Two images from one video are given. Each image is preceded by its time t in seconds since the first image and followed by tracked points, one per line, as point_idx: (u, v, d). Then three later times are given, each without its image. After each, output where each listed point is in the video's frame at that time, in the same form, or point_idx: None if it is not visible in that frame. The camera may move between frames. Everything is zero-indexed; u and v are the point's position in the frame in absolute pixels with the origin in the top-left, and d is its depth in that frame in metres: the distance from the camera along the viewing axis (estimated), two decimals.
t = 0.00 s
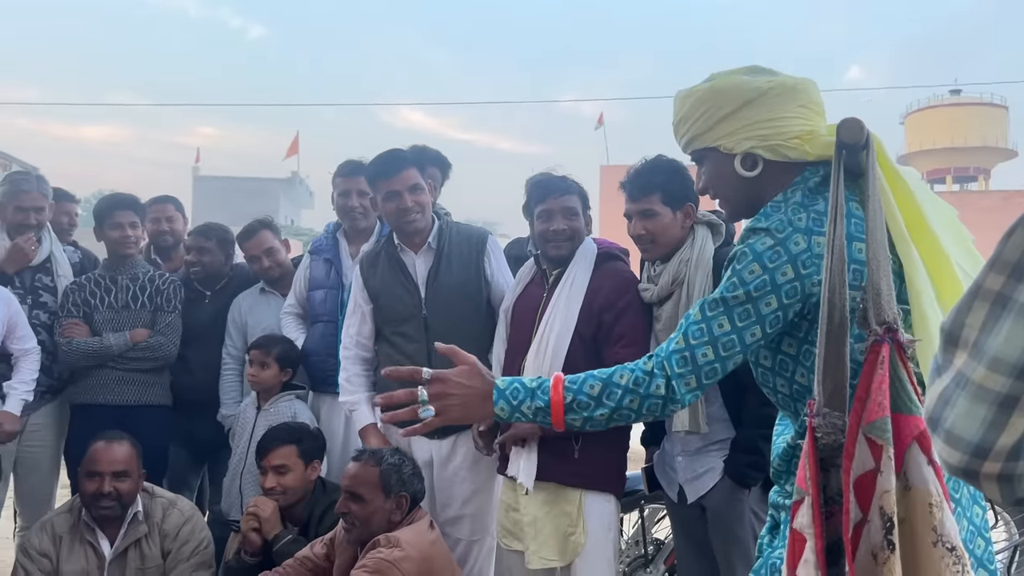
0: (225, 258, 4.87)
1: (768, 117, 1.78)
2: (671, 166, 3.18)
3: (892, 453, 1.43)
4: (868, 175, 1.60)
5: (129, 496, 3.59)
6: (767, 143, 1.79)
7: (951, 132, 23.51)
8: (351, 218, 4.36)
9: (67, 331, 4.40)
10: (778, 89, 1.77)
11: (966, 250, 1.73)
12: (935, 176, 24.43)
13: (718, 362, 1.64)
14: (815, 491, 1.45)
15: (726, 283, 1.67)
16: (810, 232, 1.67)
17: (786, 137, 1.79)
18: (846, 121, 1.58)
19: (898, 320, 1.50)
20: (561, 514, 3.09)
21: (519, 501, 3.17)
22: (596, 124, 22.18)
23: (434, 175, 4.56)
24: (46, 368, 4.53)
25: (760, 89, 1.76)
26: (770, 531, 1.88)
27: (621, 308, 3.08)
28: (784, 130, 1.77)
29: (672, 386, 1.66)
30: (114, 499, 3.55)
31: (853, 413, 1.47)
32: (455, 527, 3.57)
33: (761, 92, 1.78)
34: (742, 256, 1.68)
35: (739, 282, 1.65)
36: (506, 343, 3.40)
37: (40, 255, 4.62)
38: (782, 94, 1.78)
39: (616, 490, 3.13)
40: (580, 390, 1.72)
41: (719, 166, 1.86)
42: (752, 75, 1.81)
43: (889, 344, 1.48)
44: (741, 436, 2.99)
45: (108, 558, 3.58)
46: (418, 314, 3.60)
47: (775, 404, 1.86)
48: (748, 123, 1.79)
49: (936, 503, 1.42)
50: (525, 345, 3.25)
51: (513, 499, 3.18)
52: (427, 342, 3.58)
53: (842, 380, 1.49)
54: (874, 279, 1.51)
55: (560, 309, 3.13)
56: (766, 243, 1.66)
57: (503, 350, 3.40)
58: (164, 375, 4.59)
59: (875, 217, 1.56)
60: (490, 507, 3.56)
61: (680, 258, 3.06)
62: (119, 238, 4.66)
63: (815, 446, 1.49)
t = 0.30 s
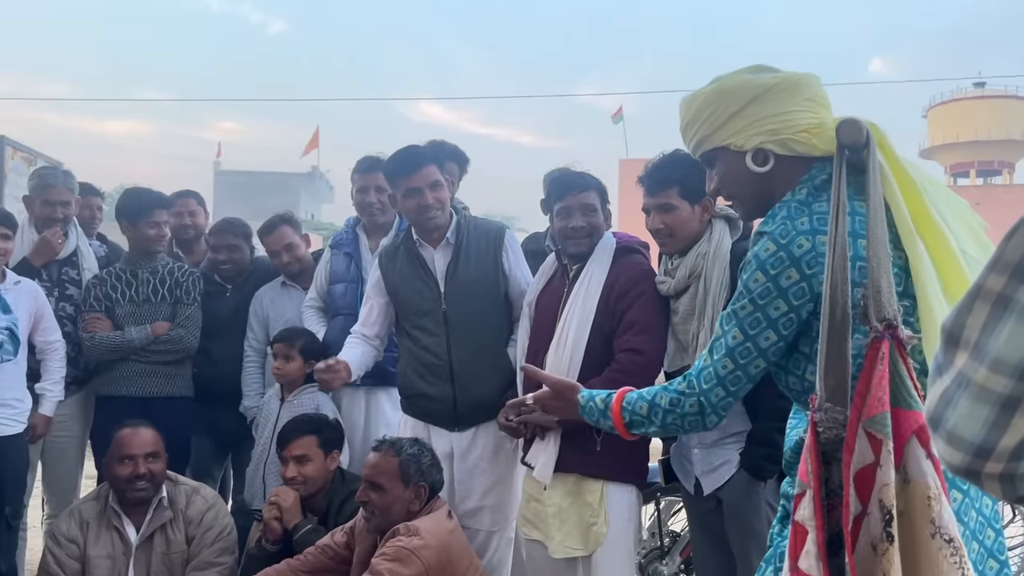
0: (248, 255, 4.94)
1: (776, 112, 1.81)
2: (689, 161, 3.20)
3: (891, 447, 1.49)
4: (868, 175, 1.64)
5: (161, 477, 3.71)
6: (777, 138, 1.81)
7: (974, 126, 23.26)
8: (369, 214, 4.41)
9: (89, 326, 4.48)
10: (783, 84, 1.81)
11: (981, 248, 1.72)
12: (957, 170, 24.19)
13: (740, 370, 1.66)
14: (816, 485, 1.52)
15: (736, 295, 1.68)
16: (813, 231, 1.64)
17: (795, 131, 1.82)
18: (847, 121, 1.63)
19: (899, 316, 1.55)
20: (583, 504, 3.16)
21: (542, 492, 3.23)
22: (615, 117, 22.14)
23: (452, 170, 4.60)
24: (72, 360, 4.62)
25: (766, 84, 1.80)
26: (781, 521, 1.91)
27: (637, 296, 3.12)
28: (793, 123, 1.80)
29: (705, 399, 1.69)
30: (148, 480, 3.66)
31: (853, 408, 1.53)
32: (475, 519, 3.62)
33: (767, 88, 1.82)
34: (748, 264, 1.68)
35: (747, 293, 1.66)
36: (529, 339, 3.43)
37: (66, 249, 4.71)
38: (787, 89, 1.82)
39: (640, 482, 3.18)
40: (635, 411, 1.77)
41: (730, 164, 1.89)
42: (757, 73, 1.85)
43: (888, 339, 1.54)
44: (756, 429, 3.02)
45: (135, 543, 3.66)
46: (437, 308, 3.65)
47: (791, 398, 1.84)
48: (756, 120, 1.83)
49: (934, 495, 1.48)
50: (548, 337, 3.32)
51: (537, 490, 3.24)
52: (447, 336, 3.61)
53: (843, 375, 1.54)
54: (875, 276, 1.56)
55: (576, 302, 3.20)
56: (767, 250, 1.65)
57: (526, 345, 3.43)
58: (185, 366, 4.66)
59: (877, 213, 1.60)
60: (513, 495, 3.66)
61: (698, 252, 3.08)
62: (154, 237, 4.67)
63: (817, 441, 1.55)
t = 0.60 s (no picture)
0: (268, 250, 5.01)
1: (795, 106, 1.84)
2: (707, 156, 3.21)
3: (891, 434, 1.43)
4: (871, 171, 1.59)
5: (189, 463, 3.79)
6: (798, 131, 1.84)
7: (994, 120, 23.09)
8: (388, 208, 4.45)
9: (110, 319, 4.53)
10: (801, 79, 1.85)
11: (993, 234, 1.75)
12: (975, 163, 24.03)
13: (765, 365, 1.67)
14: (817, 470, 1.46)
15: (755, 292, 1.68)
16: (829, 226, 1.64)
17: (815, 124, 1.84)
18: (846, 120, 1.58)
19: (899, 305, 1.50)
20: (604, 494, 3.29)
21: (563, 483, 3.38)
22: (630, 110, 22.10)
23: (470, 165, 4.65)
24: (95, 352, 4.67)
25: (786, 79, 1.83)
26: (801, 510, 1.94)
27: (657, 289, 3.18)
28: (813, 116, 1.83)
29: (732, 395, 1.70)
30: (177, 468, 3.74)
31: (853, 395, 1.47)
32: (495, 509, 3.65)
33: (786, 83, 1.85)
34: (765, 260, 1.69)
35: (766, 290, 1.66)
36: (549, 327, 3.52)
37: (90, 242, 4.79)
38: (805, 84, 1.85)
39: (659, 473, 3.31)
40: (663, 409, 1.79)
41: (750, 159, 1.91)
42: (775, 69, 1.89)
43: (889, 329, 1.48)
44: (773, 422, 3.00)
45: (159, 533, 3.72)
46: (457, 301, 3.70)
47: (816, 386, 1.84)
48: (777, 114, 1.85)
49: (933, 482, 1.42)
50: (568, 329, 3.39)
51: (559, 480, 3.39)
52: (468, 329, 3.66)
53: (844, 363, 1.49)
54: (876, 264, 1.52)
55: (598, 296, 3.27)
56: (783, 246, 1.65)
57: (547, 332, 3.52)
58: (205, 358, 4.71)
59: (880, 206, 1.56)
60: (531, 488, 3.71)
61: (716, 246, 3.08)
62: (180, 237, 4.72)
63: (817, 428, 1.49)
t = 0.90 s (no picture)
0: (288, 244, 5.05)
1: (813, 100, 1.88)
2: (722, 150, 3.24)
3: (894, 415, 1.42)
4: (882, 162, 1.60)
5: (201, 460, 3.82)
6: (818, 125, 1.88)
7: (1009, 114, 22.96)
8: (406, 203, 4.52)
9: (131, 311, 4.58)
10: (818, 73, 1.89)
11: (1003, 221, 1.79)
12: (987, 156, 23.93)
13: (789, 353, 1.70)
14: (820, 448, 1.46)
15: (779, 281, 1.72)
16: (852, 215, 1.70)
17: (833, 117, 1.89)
18: (860, 112, 1.57)
19: (907, 292, 1.51)
20: (621, 482, 3.35)
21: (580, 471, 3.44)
22: (641, 102, 22.07)
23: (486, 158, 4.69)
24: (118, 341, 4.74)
25: (803, 74, 1.88)
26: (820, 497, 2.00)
27: (675, 281, 3.23)
28: (830, 110, 1.87)
29: (755, 384, 1.71)
30: (187, 464, 3.79)
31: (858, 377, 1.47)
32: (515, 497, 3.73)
33: (803, 78, 1.89)
34: (787, 248, 1.73)
35: (794, 279, 1.69)
36: (567, 314, 3.61)
37: (112, 233, 4.86)
38: (821, 79, 1.90)
39: (674, 461, 3.38)
40: (673, 403, 1.82)
41: (770, 152, 1.95)
42: (792, 64, 1.93)
43: (896, 315, 1.49)
44: (789, 412, 3.03)
45: (182, 521, 3.79)
46: (476, 294, 3.76)
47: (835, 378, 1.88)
48: (795, 109, 1.89)
49: (932, 461, 1.42)
50: (586, 321, 3.45)
51: (575, 468, 3.45)
52: (487, 322, 3.72)
53: (851, 346, 1.49)
54: (885, 249, 1.52)
55: (617, 288, 3.33)
56: (806, 233, 1.70)
57: (564, 324, 3.61)
58: (224, 350, 4.76)
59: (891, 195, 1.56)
60: (549, 475, 3.77)
61: (732, 238, 3.12)
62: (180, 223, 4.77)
63: (822, 410, 1.49)
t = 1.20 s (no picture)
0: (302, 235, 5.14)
1: (823, 100, 1.93)
2: (736, 142, 3.29)
3: (898, 396, 1.49)
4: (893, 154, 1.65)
5: (225, 439, 3.91)
6: (825, 124, 1.92)
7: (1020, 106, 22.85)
8: (422, 194, 4.59)
9: (152, 303, 4.65)
10: (832, 73, 1.93)
11: (1010, 214, 1.84)
12: (996, 148, 23.85)
13: (811, 341, 1.76)
14: (827, 427, 1.53)
15: (800, 271, 1.78)
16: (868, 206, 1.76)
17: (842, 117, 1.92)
18: (873, 103, 1.62)
19: (915, 279, 1.55)
20: (635, 468, 3.42)
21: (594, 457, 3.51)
22: (649, 93, 22.04)
23: (500, 150, 4.75)
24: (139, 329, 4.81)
25: (815, 74, 1.92)
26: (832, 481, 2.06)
27: (690, 272, 3.29)
28: (839, 111, 1.91)
29: (780, 372, 1.77)
30: (213, 442, 3.87)
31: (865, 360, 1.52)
32: (531, 484, 3.83)
33: (817, 77, 1.94)
34: (805, 239, 1.79)
35: (817, 267, 1.76)
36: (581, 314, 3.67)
37: (133, 222, 4.95)
38: (835, 79, 1.94)
39: (688, 448, 3.45)
40: (698, 394, 1.86)
41: (779, 144, 2.02)
42: (809, 61, 1.96)
43: (903, 301, 1.54)
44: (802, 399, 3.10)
45: (204, 503, 3.88)
46: (492, 285, 3.82)
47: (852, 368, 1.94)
48: (805, 107, 1.94)
49: (934, 441, 1.47)
50: (601, 311, 3.52)
51: (590, 455, 3.52)
52: (504, 312, 3.79)
53: (860, 331, 1.55)
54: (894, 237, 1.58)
55: (632, 278, 3.39)
56: (823, 223, 1.77)
57: (579, 319, 3.67)
58: (243, 337, 4.85)
59: (902, 185, 1.61)
60: (563, 463, 3.85)
61: (745, 230, 3.17)
62: (188, 212, 4.79)
63: (831, 391, 1.55)
